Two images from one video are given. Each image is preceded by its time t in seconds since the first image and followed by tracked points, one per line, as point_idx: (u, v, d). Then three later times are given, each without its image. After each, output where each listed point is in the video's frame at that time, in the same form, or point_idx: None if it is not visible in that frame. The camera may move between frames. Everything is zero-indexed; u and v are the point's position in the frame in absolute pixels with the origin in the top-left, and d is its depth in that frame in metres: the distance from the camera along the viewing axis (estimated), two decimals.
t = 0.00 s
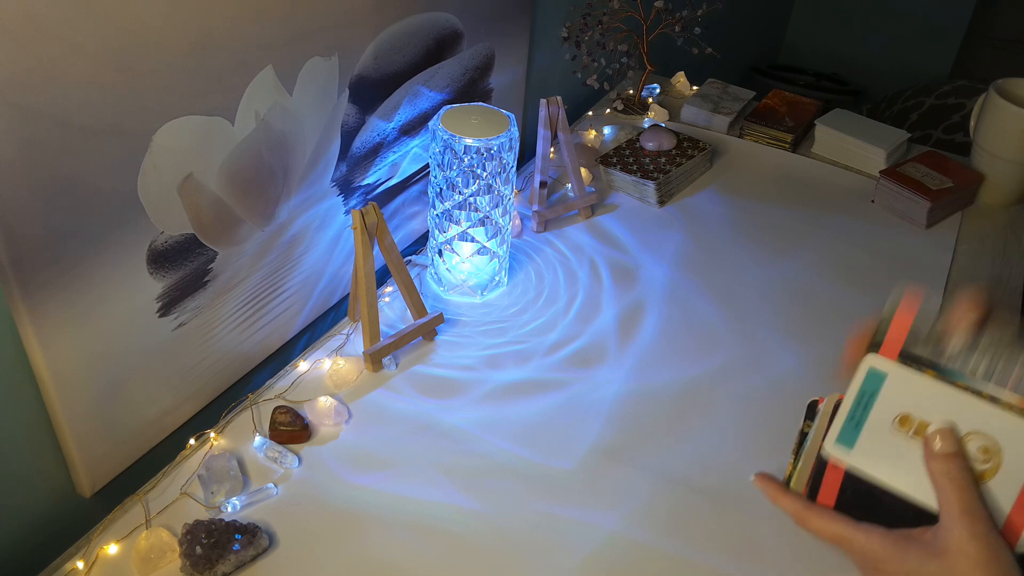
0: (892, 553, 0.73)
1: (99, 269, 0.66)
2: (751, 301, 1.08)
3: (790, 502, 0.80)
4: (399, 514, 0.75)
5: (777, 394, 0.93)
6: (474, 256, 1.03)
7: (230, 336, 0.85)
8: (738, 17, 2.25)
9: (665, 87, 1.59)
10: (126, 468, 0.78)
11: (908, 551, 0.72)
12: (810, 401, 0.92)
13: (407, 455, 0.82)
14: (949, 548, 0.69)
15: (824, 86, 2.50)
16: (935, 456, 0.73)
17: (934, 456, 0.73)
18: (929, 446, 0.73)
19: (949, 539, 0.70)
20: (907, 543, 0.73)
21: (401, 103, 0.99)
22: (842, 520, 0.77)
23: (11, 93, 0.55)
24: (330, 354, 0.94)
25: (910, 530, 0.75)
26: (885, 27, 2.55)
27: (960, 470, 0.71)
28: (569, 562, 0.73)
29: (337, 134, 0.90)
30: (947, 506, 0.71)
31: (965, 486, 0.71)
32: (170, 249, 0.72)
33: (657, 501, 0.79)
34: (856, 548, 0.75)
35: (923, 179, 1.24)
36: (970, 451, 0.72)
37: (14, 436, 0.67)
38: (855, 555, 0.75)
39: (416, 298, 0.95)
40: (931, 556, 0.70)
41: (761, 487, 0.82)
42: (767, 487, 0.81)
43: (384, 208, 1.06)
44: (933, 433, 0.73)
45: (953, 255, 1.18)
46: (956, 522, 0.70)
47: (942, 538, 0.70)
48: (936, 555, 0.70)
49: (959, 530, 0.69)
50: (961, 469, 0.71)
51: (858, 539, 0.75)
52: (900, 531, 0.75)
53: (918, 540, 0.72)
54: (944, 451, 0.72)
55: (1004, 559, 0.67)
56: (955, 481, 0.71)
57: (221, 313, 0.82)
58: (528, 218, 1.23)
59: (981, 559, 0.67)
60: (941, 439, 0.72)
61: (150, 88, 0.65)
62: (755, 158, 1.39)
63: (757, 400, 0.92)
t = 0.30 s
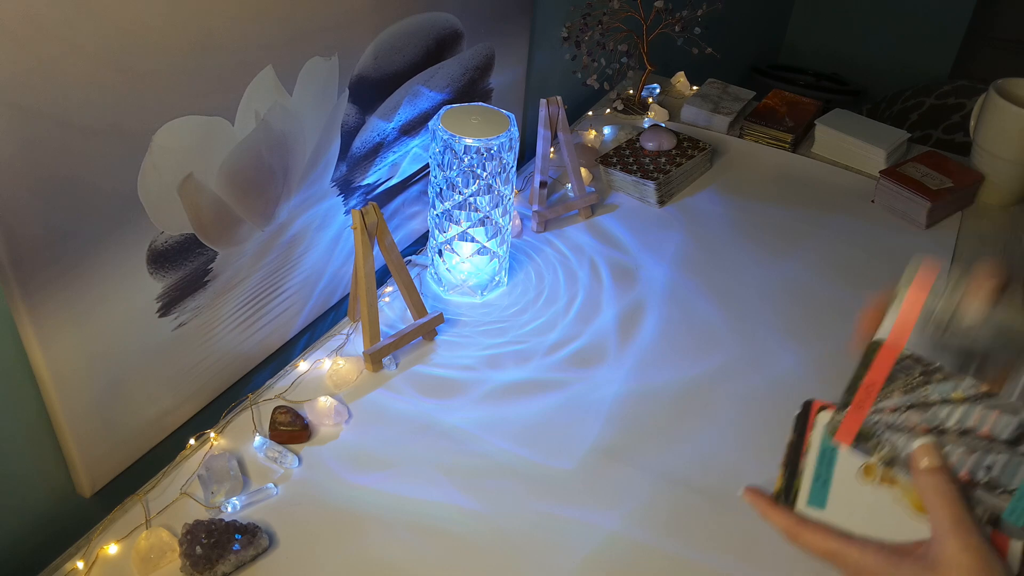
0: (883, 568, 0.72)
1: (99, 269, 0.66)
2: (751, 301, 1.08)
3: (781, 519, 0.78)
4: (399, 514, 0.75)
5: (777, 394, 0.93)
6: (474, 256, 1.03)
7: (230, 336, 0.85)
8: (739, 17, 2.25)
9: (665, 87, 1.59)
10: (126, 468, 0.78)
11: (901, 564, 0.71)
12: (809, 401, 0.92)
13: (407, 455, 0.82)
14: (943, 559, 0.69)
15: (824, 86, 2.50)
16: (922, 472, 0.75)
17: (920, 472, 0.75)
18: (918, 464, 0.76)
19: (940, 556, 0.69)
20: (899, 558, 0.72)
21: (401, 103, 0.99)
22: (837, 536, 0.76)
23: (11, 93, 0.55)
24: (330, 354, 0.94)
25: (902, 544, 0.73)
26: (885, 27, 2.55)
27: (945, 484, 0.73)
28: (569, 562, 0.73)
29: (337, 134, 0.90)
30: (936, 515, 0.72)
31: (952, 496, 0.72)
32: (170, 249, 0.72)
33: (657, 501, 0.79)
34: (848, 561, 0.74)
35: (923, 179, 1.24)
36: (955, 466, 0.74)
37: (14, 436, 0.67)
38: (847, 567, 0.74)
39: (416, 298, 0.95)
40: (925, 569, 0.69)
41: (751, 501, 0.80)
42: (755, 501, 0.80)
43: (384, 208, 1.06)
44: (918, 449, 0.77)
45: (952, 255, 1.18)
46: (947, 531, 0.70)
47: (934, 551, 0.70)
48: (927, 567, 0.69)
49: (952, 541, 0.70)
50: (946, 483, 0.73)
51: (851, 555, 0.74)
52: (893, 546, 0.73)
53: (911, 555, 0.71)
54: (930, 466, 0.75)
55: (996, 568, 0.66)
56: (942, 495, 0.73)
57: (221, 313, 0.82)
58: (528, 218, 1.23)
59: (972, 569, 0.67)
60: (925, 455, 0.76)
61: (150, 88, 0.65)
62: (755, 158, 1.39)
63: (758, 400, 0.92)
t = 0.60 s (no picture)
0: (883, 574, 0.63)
1: (99, 269, 0.66)
2: (751, 301, 1.08)
3: (778, 518, 0.75)
4: (400, 514, 0.75)
5: (777, 394, 0.93)
6: (474, 256, 1.03)
7: (229, 336, 0.85)
8: (739, 17, 2.25)
9: (665, 87, 1.59)
10: (126, 468, 0.78)
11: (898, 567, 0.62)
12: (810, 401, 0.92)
13: (407, 455, 0.82)
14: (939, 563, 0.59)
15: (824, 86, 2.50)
16: (915, 474, 0.65)
17: (914, 475, 0.65)
18: (910, 463, 0.66)
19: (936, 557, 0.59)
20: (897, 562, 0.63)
21: (401, 103, 0.99)
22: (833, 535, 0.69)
23: (11, 93, 0.55)
24: (330, 354, 0.94)
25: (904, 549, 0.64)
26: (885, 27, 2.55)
27: (939, 487, 0.63)
28: (569, 562, 0.73)
29: (337, 134, 0.90)
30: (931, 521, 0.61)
31: (947, 497, 0.62)
32: (170, 249, 0.72)
33: (657, 501, 0.79)
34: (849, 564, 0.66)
35: (923, 179, 1.24)
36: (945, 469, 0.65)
37: (13, 435, 0.67)
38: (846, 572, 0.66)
39: (416, 298, 0.95)
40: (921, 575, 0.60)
41: (750, 499, 0.79)
42: (755, 500, 0.78)
43: (384, 208, 1.06)
44: (912, 453, 0.67)
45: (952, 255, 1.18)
46: (943, 532, 0.60)
47: (930, 554, 0.60)
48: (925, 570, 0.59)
49: (948, 542, 0.59)
50: (941, 486, 0.63)
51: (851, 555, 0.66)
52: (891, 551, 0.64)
53: (910, 557, 0.62)
54: (924, 468, 0.65)
55: None
56: (936, 494, 0.63)
57: (221, 313, 0.82)
58: (528, 218, 1.23)
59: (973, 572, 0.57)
60: (919, 458, 0.66)
61: (150, 88, 0.65)
62: (755, 158, 1.39)
63: (758, 400, 0.92)
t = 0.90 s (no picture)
0: None
1: (99, 268, 0.66)
2: (751, 301, 1.08)
3: (770, 527, 0.78)
4: (400, 514, 0.75)
5: (777, 394, 0.93)
6: (474, 256, 1.03)
7: (230, 336, 0.85)
8: (738, 17, 2.25)
9: (665, 87, 1.59)
10: (126, 468, 0.78)
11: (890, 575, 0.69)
12: (810, 401, 0.92)
13: (407, 455, 0.82)
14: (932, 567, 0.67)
15: (824, 87, 2.50)
16: (913, 480, 0.75)
17: (909, 480, 0.75)
18: (906, 471, 0.76)
19: (931, 560, 0.67)
20: (890, 566, 0.70)
21: (401, 103, 0.99)
22: (825, 544, 0.75)
23: (11, 93, 0.55)
24: (330, 354, 0.94)
25: (893, 553, 0.71)
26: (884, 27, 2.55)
27: (938, 490, 0.73)
28: (569, 562, 0.73)
29: (337, 134, 0.90)
30: (926, 525, 0.71)
31: (943, 504, 0.71)
32: (170, 249, 0.72)
33: (657, 501, 0.79)
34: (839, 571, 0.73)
35: (923, 179, 1.24)
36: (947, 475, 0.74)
37: (14, 436, 0.67)
38: None
39: (416, 298, 0.95)
40: None
41: (741, 510, 0.79)
42: (744, 510, 0.79)
43: (384, 208, 1.06)
44: (904, 457, 0.77)
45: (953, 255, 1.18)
46: (938, 541, 0.68)
47: (924, 556, 0.68)
48: None
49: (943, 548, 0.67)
50: (935, 489, 0.73)
51: (842, 562, 0.73)
52: (887, 552, 0.72)
53: (901, 565, 0.69)
54: (920, 475, 0.75)
55: None
56: (934, 503, 0.72)
57: (221, 313, 0.82)
58: (528, 218, 1.23)
59: None
60: (914, 463, 0.76)
61: (150, 88, 0.64)
62: (755, 158, 1.39)
63: (758, 400, 0.92)
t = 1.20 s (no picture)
0: None
1: (99, 269, 0.66)
2: (751, 301, 1.08)
3: (759, 540, 0.74)
4: (400, 514, 0.75)
5: (777, 394, 0.93)
6: (474, 256, 1.03)
7: (230, 336, 0.85)
8: (738, 17, 2.25)
9: (665, 87, 1.59)
10: (126, 468, 0.78)
11: None
12: (809, 401, 0.92)
13: (407, 455, 0.82)
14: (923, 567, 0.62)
15: (824, 87, 2.50)
16: (899, 482, 0.67)
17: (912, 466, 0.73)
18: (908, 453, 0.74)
19: (924, 558, 0.62)
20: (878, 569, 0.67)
21: (401, 102, 0.99)
22: (817, 552, 0.72)
23: (12, 93, 0.55)
24: (330, 354, 0.94)
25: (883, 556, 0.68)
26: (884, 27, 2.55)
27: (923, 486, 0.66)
28: (569, 562, 0.73)
29: (337, 134, 0.90)
30: (913, 522, 0.64)
31: (930, 502, 0.65)
32: (170, 249, 0.72)
33: (657, 501, 0.79)
34: None
35: (923, 179, 1.24)
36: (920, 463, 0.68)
37: (14, 436, 0.67)
38: None
39: (416, 297, 0.95)
40: None
41: (729, 526, 0.76)
42: (733, 525, 0.76)
43: (384, 208, 1.06)
44: (892, 461, 0.68)
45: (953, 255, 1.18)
46: (928, 539, 0.63)
47: (916, 559, 0.63)
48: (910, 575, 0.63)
49: (935, 548, 0.62)
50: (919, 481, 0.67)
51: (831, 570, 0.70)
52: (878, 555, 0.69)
53: (891, 567, 0.66)
54: (908, 476, 0.67)
55: None
56: (923, 503, 0.65)
57: (221, 313, 0.82)
58: (528, 218, 1.23)
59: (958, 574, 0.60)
60: (900, 466, 0.67)
61: (150, 88, 0.65)
62: (755, 158, 1.39)
63: (758, 400, 0.92)
